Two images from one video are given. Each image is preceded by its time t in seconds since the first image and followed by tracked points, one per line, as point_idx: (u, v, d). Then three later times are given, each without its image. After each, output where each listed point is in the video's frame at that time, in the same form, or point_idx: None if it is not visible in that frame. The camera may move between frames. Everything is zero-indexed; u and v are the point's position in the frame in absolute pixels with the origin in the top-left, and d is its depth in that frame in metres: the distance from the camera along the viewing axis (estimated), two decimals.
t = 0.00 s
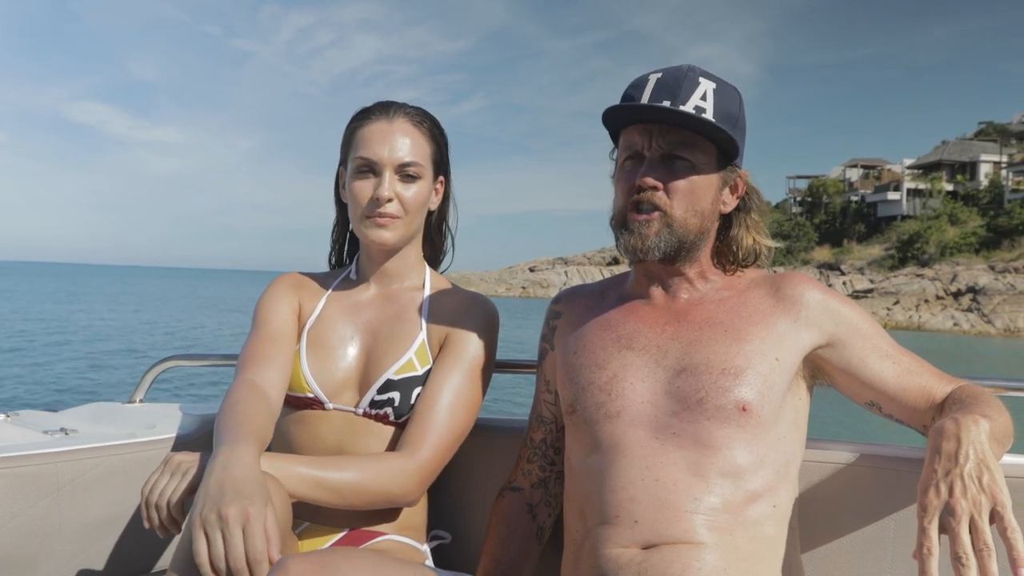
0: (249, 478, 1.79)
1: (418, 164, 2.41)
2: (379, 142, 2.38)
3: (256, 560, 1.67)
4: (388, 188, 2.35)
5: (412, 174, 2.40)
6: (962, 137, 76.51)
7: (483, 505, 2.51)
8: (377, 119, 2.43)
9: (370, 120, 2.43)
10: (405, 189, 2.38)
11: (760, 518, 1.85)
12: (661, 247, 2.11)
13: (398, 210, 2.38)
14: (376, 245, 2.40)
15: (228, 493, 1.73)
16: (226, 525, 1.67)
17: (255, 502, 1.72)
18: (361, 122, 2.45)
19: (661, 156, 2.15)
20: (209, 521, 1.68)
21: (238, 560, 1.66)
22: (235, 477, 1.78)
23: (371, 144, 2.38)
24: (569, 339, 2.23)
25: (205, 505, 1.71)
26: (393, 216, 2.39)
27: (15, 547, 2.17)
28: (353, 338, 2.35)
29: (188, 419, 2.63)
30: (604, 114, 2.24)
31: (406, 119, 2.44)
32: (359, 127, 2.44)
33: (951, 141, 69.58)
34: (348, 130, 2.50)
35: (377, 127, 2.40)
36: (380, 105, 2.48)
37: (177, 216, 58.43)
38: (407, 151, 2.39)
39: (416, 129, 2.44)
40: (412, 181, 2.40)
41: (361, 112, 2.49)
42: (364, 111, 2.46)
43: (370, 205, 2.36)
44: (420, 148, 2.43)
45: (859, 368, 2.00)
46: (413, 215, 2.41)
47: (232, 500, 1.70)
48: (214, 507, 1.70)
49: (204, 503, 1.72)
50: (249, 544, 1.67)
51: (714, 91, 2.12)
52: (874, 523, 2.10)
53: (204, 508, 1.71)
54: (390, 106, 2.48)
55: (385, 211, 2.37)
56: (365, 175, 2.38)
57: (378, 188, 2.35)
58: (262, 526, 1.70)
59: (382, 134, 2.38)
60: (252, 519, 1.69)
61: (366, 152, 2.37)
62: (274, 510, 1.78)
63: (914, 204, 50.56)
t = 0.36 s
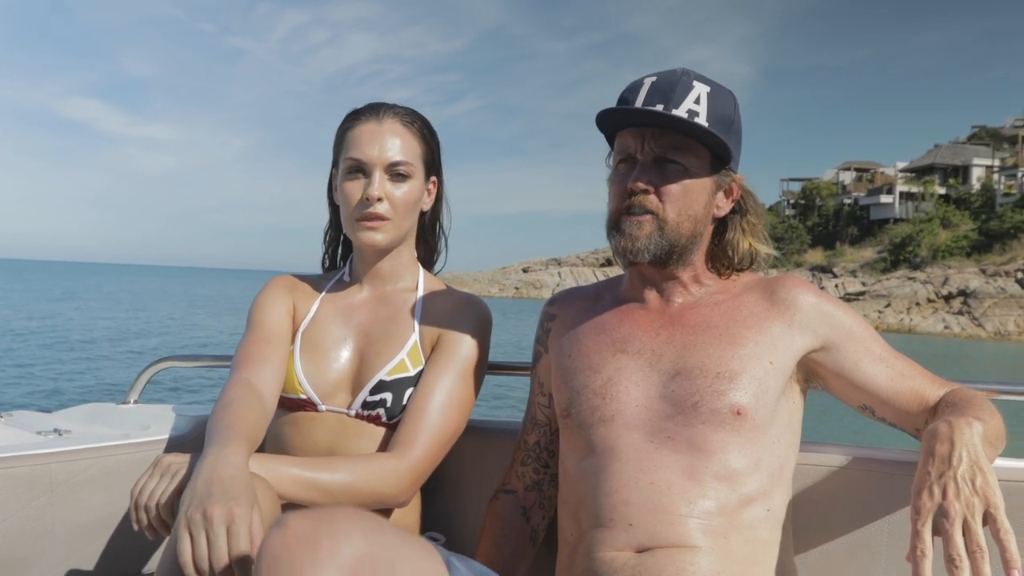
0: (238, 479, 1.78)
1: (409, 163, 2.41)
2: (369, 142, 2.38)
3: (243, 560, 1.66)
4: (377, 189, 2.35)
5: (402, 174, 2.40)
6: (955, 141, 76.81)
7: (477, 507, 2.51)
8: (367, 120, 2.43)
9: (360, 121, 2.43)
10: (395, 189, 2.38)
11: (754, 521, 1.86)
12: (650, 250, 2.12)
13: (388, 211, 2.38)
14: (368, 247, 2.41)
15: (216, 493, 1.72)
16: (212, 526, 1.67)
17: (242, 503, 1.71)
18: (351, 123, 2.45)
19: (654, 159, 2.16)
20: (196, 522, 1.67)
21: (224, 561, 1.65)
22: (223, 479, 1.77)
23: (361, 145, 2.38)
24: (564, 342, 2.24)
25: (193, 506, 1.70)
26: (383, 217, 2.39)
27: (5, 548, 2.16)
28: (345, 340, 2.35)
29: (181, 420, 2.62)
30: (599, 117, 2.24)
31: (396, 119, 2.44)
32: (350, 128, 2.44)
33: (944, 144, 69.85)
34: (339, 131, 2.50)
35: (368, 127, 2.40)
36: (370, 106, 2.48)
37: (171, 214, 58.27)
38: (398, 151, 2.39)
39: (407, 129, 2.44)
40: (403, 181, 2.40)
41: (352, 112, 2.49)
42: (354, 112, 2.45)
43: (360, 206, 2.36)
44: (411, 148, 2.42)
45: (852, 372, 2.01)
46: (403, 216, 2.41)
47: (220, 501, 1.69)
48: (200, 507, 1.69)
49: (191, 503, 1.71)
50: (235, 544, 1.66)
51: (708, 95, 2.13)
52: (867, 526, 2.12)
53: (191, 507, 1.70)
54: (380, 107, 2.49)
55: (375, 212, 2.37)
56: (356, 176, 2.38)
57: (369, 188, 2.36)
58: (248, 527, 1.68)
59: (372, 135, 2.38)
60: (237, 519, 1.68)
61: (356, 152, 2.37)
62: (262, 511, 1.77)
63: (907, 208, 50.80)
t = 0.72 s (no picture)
0: (228, 480, 1.78)
1: (409, 166, 2.41)
2: (371, 144, 2.37)
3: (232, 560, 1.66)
4: (381, 192, 2.36)
5: (403, 177, 2.41)
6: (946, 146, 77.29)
7: (471, 507, 2.51)
8: (366, 120, 2.42)
9: (358, 122, 2.42)
10: (397, 192, 2.39)
11: (746, 522, 1.87)
12: (639, 253, 2.13)
13: (391, 214, 2.39)
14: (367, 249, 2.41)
15: (205, 494, 1.72)
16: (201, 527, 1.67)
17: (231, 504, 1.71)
18: (348, 124, 2.44)
19: (643, 160, 2.17)
20: (185, 524, 1.66)
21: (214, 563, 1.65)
22: (214, 479, 1.77)
23: (362, 147, 2.37)
24: (557, 344, 2.24)
25: (182, 507, 1.69)
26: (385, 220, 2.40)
27: None
28: (339, 340, 2.35)
29: (174, 419, 2.62)
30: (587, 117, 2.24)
31: (395, 121, 2.44)
32: (347, 129, 2.42)
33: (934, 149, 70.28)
34: (335, 131, 2.48)
35: (367, 128, 2.39)
36: (366, 106, 2.47)
37: (164, 213, 58.16)
38: (398, 152, 2.39)
39: (406, 130, 2.44)
40: (404, 183, 2.41)
41: (347, 113, 2.48)
42: (350, 113, 2.44)
43: (363, 208, 2.36)
44: (409, 149, 2.43)
45: (844, 373, 2.02)
46: (404, 218, 2.42)
47: (209, 503, 1.69)
48: (190, 508, 1.69)
49: (182, 504, 1.72)
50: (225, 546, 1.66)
51: (697, 94, 2.14)
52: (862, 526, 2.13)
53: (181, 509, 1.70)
54: (375, 107, 2.47)
55: (378, 215, 2.38)
56: (357, 178, 2.38)
57: (372, 191, 2.36)
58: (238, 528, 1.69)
59: (372, 136, 2.38)
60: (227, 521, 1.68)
61: (358, 154, 2.37)
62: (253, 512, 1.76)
63: (897, 212, 51.10)
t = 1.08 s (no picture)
0: (224, 485, 1.78)
1: (409, 175, 2.42)
2: (371, 153, 2.37)
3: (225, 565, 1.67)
4: (380, 202, 2.36)
5: (403, 186, 2.41)
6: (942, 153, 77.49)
7: (470, 511, 2.51)
8: (365, 128, 2.41)
9: (358, 130, 2.41)
10: (396, 202, 2.39)
11: (752, 529, 1.88)
12: (642, 259, 2.14)
13: (389, 223, 2.39)
14: (365, 257, 2.42)
15: (199, 499, 1.72)
16: (195, 533, 1.67)
17: (225, 509, 1.71)
18: (347, 131, 2.42)
19: (645, 168, 2.18)
20: (178, 529, 1.69)
21: (207, 569, 1.66)
22: (210, 484, 1.78)
23: (362, 156, 2.36)
24: (562, 347, 2.25)
25: (176, 513, 1.71)
26: (384, 230, 2.40)
27: None
28: (337, 344, 2.35)
29: (173, 422, 2.63)
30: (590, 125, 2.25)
31: (395, 128, 2.43)
32: (346, 137, 2.41)
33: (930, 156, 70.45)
34: (334, 137, 2.46)
35: (368, 137, 2.39)
36: (365, 112, 2.46)
37: (159, 215, 57.98)
38: (398, 161, 2.39)
39: (405, 138, 2.44)
40: (403, 193, 2.41)
41: (345, 120, 2.46)
42: (351, 119, 2.43)
43: (362, 219, 2.37)
44: (409, 158, 2.43)
45: (848, 378, 2.03)
46: (403, 226, 2.42)
47: (202, 508, 1.70)
48: (183, 514, 1.70)
49: (178, 508, 1.72)
50: (218, 553, 1.67)
51: (699, 101, 2.15)
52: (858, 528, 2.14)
53: (175, 515, 1.71)
54: (375, 113, 2.46)
55: (377, 225, 2.38)
56: (356, 188, 2.37)
57: (372, 201, 2.36)
58: (232, 534, 1.69)
59: (373, 146, 2.38)
60: (221, 526, 1.68)
61: (357, 165, 2.36)
62: (246, 517, 1.77)
63: (893, 217, 51.26)
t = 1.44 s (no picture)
0: (225, 482, 1.78)
1: (413, 172, 2.41)
2: (375, 151, 2.36)
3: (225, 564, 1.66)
4: (385, 199, 2.35)
5: (408, 183, 2.41)
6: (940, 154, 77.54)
7: (473, 510, 2.50)
8: (368, 126, 2.41)
9: (361, 128, 2.40)
10: (401, 199, 2.39)
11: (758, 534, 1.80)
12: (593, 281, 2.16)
13: (394, 221, 2.39)
14: (370, 255, 2.41)
15: (202, 496, 1.72)
16: (199, 530, 1.67)
17: (228, 507, 1.71)
18: (351, 129, 2.41)
19: (579, 199, 2.19)
20: (182, 527, 1.68)
21: (210, 567, 1.65)
22: (212, 481, 1.77)
23: (365, 153, 2.36)
24: (573, 347, 2.24)
25: (180, 511, 1.70)
26: (389, 227, 2.40)
27: None
28: (337, 342, 2.35)
29: (174, 420, 2.63)
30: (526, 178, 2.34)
31: (398, 126, 2.43)
32: (350, 135, 2.40)
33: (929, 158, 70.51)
34: (336, 136, 2.45)
35: (372, 135, 2.38)
36: (369, 110, 2.44)
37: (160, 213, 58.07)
38: (401, 158, 2.39)
39: (408, 136, 2.43)
40: (408, 190, 2.41)
41: (348, 117, 2.44)
42: (354, 117, 2.42)
43: (368, 216, 2.37)
44: (412, 155, 2.42)
45: (862, 373, 1.81)
46: (407, 223, 2.42)
47: (206, 506, 1.69)
48: (186, 512, 1.69)
49: (179, 506, 1.71)
50: (221, 550, 1.66)
51: (600, 117, 2.11)
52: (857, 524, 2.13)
53: (177, 512, 1.70)
54: (378, 111, 2.45)
55: (383, 223, 2.38)
56: (361, 186, 2.37)
57: (378, 198, 2.36)
58: (236, 532, 1.69)
59: (377, 143, 2.37)
60: (225, 524, 1.68)
61: (363, 163, 2.36)
62: (249, 514, 1.77)
63: (892, 218, 51.30)
